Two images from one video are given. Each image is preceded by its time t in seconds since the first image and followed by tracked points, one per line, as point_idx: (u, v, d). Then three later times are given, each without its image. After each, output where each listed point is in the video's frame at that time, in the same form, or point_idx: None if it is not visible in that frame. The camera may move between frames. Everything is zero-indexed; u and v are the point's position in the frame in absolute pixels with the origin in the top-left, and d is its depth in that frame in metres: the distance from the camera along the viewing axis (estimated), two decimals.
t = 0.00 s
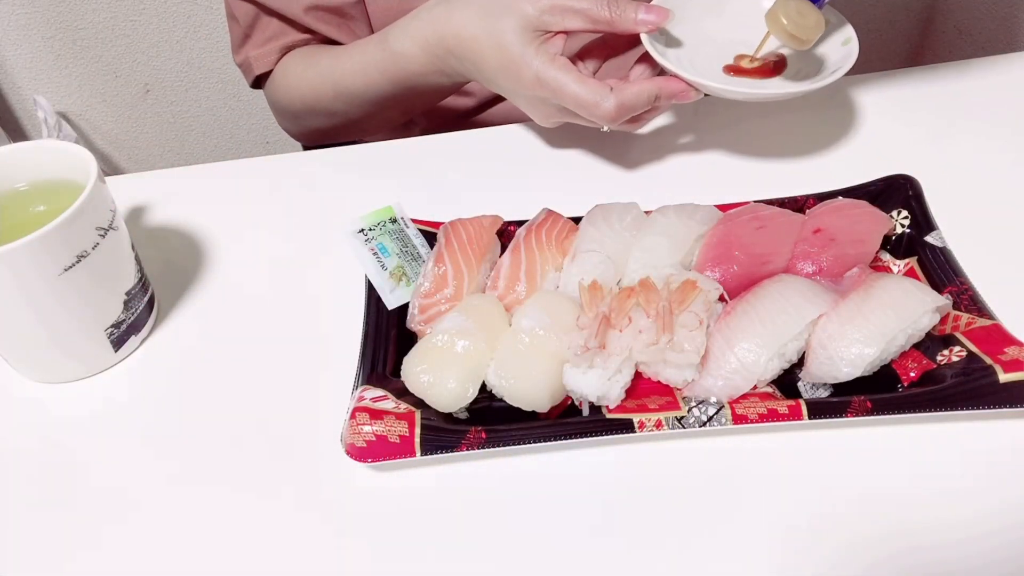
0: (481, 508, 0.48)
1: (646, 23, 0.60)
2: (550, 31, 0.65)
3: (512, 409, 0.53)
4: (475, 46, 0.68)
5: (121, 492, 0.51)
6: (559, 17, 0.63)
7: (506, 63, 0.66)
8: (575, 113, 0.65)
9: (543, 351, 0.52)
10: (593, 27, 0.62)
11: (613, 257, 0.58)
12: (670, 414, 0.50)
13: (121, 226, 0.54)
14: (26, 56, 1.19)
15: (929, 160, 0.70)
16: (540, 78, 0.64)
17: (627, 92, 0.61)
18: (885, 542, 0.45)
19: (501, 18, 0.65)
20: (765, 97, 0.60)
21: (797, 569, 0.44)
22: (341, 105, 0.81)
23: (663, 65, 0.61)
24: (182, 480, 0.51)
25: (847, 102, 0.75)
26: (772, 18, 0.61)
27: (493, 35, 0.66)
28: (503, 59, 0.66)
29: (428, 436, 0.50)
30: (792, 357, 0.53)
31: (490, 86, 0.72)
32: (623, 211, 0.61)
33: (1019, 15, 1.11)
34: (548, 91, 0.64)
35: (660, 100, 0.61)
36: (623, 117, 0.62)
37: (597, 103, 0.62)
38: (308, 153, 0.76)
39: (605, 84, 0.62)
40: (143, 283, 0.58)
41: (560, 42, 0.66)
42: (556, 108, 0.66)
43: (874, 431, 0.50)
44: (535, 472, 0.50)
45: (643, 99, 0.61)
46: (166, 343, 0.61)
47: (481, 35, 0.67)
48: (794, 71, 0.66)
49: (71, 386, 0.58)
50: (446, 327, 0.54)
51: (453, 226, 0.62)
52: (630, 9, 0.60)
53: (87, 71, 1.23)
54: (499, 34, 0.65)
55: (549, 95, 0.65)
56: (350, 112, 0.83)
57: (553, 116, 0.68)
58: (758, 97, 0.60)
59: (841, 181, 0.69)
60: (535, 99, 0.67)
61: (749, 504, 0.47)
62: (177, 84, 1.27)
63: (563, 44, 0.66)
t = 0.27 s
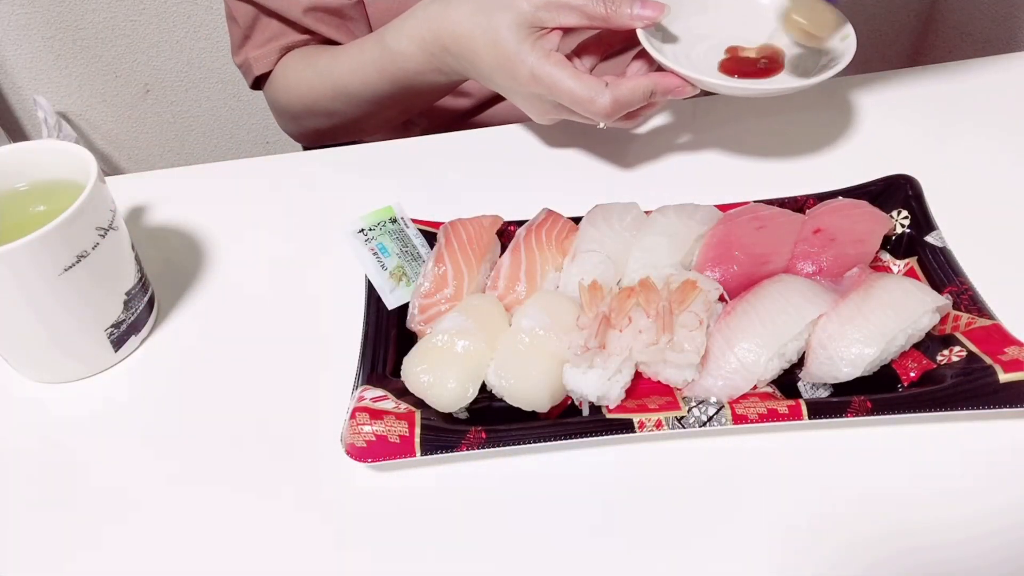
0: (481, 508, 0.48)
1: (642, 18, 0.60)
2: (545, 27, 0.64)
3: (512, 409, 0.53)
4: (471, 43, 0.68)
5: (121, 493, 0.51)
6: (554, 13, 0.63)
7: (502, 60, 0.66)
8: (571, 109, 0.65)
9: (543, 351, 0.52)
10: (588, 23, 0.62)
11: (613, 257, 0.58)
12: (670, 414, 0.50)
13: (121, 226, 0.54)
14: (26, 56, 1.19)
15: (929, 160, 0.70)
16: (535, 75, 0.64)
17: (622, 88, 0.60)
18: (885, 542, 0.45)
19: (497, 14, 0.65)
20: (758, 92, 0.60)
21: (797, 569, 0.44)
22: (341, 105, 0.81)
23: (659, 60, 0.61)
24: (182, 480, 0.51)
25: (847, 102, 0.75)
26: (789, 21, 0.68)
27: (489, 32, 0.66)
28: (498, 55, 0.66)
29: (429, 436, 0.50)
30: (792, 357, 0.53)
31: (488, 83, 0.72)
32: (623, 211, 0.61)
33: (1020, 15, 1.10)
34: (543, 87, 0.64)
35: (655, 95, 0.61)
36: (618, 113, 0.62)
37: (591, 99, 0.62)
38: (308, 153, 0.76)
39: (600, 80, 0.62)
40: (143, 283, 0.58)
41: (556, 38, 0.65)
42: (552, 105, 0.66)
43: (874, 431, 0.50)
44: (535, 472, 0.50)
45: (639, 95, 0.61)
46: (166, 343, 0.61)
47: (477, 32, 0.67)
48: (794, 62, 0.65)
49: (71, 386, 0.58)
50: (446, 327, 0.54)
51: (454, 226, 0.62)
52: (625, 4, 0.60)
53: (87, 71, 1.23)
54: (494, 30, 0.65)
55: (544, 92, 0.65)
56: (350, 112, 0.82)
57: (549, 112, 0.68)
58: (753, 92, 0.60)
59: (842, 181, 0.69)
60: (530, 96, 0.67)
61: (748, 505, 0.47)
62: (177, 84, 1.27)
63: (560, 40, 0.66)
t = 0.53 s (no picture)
0: (481, 508, 0.48)
1: (642, 19, 0.60)
2: (544, 29, 0.64)
3: (512, 409, 0.53)
4: (471, 45, 0.68)
5: (121, 493, 0.51)
6: (554, 15, 0.63)
7: (501, 61, 0.66)
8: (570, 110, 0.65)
9: (543, 351, 0.52)
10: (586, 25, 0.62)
11: (613, 257, 0.58)
12: (670, 414, 0.50)
13: (121, 226, 0.54)
14: (26, 56, 1.19)
15: (929, 160, 0.70)
16: (534, 76, 0.64)
17: (621, 90, 0.60)
18: (885, 542, 0.45)
19: (496, 15, 0.65)
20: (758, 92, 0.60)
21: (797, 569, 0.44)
22: (341, 106, 0.81)
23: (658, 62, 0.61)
24: (182, 481, 0.51)
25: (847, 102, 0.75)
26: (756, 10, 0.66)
27: (489, 33, 0.66)
28: (498, 57, 0.66)
29: (429, 436, 0.50)
30: (792, 357, 0.53)
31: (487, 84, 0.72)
32: (624, 211, 0.61)
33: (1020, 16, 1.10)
34: (541, 88, 0.64)
35: (654, 97, 0.61)
36: (617, 114, 0.62)
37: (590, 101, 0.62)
38: (308, 153, 0.76)
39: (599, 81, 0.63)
40: (143, 283, 0.58)
41: (555, 40, 0.65)
42: (552, 106, 0.66)
43: (874, 431, 0.50)
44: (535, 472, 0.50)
45: (637, 96, 0.61)
46: (166, 343, 0.61)
47: (477, 33, 0.67)
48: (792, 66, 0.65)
49: (71, 386, 0.58)
50: (446, 327, 0.54)
51: (454, 226, 0.62)
52: (624, 7, 0.60)
53: (87, 71, 1.23)
54: (494, 31, 0.66)
55: (543, 93, 0.65)
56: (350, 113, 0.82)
57: (548, 114, 0.68)
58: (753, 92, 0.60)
59: (842, 181, 0.69)
60: (529, 97, 0.67)
61: (748, 505, 0.47)
62: (177, 84, 1.27)
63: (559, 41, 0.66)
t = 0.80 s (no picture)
0: (481, 508, 0.48)
1: (639, 23, 0.60)
2: (543, 33, 0.65)
3: (512, 408, 0.53)
4: (470, 48, 0.68)
5: (121, 493, 0.51)
6: (553, 19, 0.63)
7: (499, 65, 0.66)
8: (567, 114, 0.65)
9: (543, 351, 0.52)
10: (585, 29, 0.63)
11: (613, 257, 0.58)
12: (670, 414, 0.50)
13: (121, 226, 0.54)
14: (26, 56, 1.19)
15: (929, 160, 0.70)
16: (532, 81, 0.64)
17: (618, 95, 0.61)
18: (885, 542, 0.45)
19: (495, 19, 0.65)
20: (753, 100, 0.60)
21: (797, 569, 0.44)
22: (341, 106, 0.81)
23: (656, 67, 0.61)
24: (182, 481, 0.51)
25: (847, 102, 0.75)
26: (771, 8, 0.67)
27: (487, 37, 0.66)
28: (496, 61, 0.66)
29: (429, 436, 0.50)
30: (792, 357, 0.53)
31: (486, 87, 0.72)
32: (624, 211, 0.61)
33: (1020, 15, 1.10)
34: (539, 92, 0.64)
35: (651, 101, 0.61)
36: (615, 119, 0.62)
37: (588, 105, 0.62)
38: (308, 153, 0.76)
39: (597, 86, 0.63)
40: (143, 283, 0.58)
41: (553, 44, 0.65)
42: (549, 110, 0.66)
43: (874, 431, 0.50)
44: (535, 472, 0.50)
45: (634, 101, 0.61)
46: (166, 343, 0.61)
47: (475, 37, 0.67)
48: (791, 72, 0.65)
49: (71, 386, 0.58)
50: (446, 327, 0.54)
51: (454, 226, 0.62)
52: (622, 11, 0.60)
53: (87, 71, 1.23)
54: (492, 35, 0.65)
55: (540, 97, 0.65)
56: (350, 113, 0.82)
57: (546, 118, 0.68)
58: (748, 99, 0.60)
59: (842, 181, 0.69)
60: (527, 101, 0.67)
61: (748, 504, 0.47)
62: (177, 84, 1.27)
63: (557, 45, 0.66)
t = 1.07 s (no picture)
0: (481, 508, 0.48)
1: (641, 31, 0.60)
2: (545, 40, 0.65)
3: (512, 408, 0.53)
4: (472, 53, 0.68)
5: (121, 493, 0.51)
6: (556, 26, 0.63)
7: (502, 71, 0.66)
8: (568, 121, 0.65)
9: (543, 351, 0.52)
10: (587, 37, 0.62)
11: (613, 257, 0.58)
12: (670, 414, 0.50)
13: (121, 226, 0.54)
14: (26, 56, 1.19)
15: (929, 160, 0.70)
16: (533, 87, 0.64)
17: (620, 102, 0.61)
18: (884, 542, 0.45)
19: (498, 25, 0.65)
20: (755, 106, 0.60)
21: (796, 569, 0.44)
22: (340, 106, 0.81)
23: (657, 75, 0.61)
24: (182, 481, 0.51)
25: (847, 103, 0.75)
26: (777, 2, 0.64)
27: (490, 43, 0.66)
28: (498, 66, 0.66)
29: (429, 436, 0.50)
30: (792, 357, 0.54)
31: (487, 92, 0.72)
32: (624, 211, 0.61)
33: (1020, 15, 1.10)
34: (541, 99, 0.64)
35: (652, 109, 0.61)
36: (616, 125, 0.62)
37: (590, 112, 0.62)
38: (308, 153, 0.76)
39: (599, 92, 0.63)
40: (143, 283, 0.58)
41: (556, 50, 0.65)
42: (550, 116, 0.66)
43: (874, 431, 0.50)
44: (535, 472, 0.50)
45: (635, 108, 0.61)
46: (166, 343, 0.61)
47: (477, 42, 0.67)
48: (792, 78, 0.66)
49: (71, 386, 0.58)
50: (446, 327, 0.54)
51: (454, 226, 0.62)
52: (624, 19, 0.60)
53: (87, 71, 1.23)
54: (495, 41, 0.65)
55: (542, 104, 0.65)
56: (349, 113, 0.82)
57: (547, 124, 0.68)
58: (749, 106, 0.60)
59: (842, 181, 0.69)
60: (529, 107, 0.67)
61: (748, 504, 0.47)
62: (177, 84, 1.27)
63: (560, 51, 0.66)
